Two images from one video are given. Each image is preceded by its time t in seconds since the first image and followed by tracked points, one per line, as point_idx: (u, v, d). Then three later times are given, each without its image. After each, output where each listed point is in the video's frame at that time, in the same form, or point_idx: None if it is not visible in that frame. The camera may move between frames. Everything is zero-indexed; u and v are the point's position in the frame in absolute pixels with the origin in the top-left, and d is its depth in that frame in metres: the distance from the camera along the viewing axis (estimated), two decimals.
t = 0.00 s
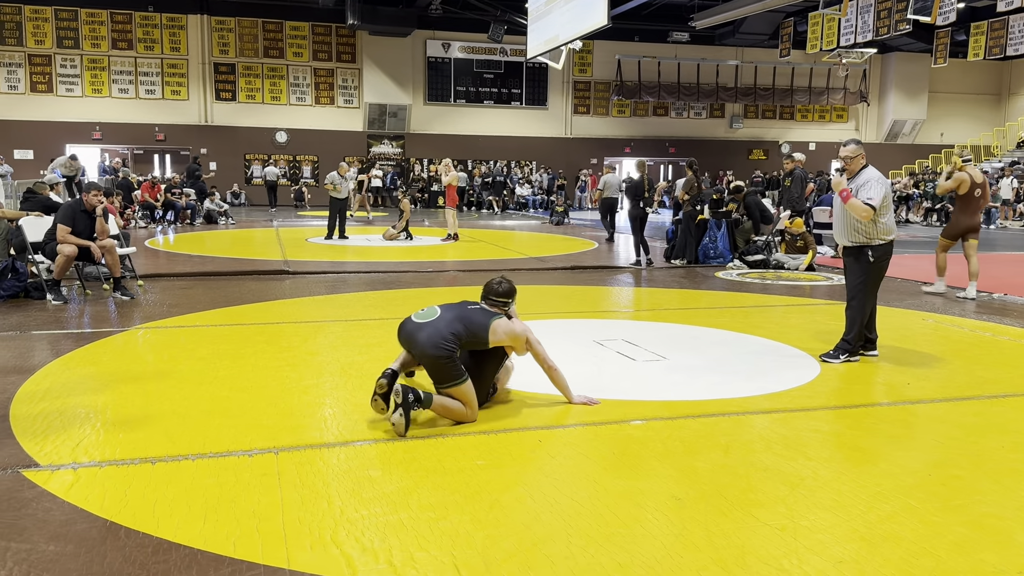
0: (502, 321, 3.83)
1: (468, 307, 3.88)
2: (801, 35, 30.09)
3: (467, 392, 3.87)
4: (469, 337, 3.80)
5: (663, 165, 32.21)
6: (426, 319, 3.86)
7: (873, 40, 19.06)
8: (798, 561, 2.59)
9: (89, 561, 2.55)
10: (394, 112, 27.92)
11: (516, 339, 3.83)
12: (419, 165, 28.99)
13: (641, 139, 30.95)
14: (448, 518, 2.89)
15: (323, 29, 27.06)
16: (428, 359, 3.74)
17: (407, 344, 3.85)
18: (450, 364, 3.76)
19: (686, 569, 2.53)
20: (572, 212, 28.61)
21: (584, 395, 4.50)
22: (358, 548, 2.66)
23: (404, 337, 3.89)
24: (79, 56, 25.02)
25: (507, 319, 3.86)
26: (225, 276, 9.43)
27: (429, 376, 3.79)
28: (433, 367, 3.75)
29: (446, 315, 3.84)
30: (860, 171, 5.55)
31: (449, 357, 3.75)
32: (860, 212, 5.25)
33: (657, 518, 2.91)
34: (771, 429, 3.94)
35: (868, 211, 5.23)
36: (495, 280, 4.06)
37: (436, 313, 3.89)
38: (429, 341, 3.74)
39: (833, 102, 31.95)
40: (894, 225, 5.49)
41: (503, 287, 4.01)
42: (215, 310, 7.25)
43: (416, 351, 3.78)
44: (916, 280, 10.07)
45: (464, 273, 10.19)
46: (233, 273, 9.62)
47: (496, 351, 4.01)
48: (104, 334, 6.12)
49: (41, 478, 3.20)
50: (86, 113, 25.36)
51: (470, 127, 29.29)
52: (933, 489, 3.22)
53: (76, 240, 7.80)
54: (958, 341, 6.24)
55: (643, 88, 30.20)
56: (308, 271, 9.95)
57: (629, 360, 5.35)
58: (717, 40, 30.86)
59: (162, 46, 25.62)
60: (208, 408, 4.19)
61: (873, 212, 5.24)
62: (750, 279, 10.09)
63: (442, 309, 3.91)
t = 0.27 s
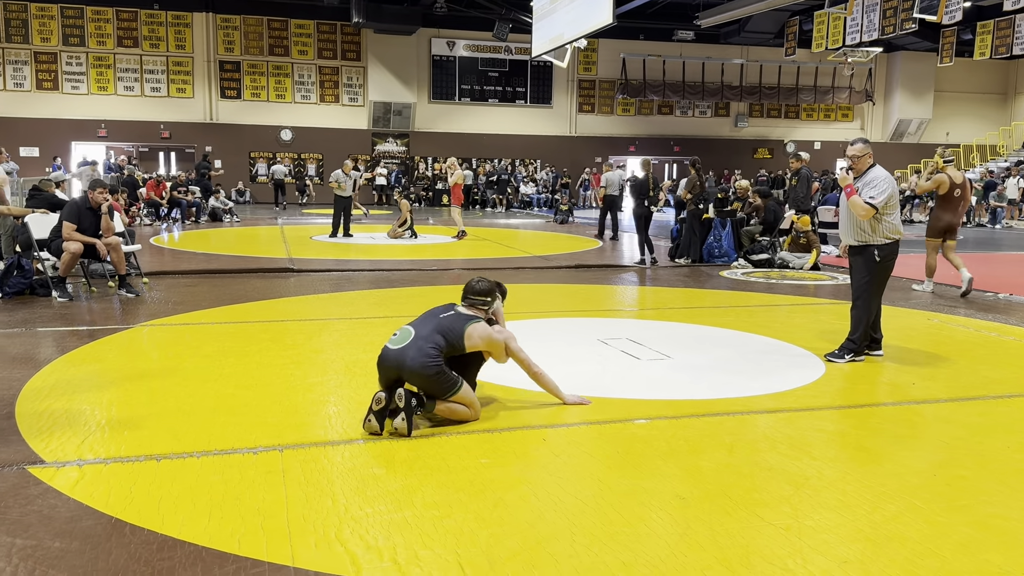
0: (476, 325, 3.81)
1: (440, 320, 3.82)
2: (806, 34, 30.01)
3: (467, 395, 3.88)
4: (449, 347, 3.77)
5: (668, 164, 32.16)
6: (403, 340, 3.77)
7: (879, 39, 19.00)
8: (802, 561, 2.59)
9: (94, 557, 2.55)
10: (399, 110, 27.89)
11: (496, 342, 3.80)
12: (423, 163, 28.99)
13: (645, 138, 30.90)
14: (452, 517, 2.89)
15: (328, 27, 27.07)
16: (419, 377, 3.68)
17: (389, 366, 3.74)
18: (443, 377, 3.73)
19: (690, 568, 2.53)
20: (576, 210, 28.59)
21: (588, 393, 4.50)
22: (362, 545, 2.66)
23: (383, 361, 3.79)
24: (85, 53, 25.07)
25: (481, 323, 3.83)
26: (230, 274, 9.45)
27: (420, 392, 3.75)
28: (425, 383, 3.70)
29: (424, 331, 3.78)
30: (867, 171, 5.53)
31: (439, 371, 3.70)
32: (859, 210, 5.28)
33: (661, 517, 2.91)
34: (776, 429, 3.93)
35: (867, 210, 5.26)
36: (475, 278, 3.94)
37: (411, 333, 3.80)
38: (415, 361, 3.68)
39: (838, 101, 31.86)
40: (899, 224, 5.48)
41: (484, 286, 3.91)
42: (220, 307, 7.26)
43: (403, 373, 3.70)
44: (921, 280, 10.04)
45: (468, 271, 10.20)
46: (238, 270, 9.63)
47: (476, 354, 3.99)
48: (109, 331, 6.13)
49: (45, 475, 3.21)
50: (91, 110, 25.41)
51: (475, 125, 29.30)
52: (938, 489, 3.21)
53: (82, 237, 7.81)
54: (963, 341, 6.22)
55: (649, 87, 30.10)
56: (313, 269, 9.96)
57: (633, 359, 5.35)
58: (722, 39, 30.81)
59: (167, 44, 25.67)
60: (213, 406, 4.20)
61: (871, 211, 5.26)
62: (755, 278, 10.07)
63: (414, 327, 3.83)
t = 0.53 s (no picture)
0: (455, 326, 3.81)
1: (418, 330, 3.76)
2: (812, 33, 29.93)
3: (464, 394, 3.88)
4: (435, 355, 3.73)
5: (673, 163, 32.11)
6: (388, 357, 3.66)
7: (885, 38, 18.96)
8: (808, 560, 2.58)
9: (100, 554, 2.56)
10: (403, 108, 27.98)
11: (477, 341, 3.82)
12: (428, 162, 29.01)
13: (650, 137, 30.82)
14: (457, 515, 2.89)
15: (333, 25, 27.09)
16: (414, 387, 3.60)
17: (379, 386, 3.63)
18: (437, 383, 3.68)
19: (696, 567, 2.53)
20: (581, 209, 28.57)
21: (592, 392, 4.49)
22: (367, 543, 2.66)
23: (371, 380, 3.66)
24: (91, 51, 25.12)
25: (458, 324, 3.83)
26: (236, 272, 9.47)
27: (417, 403, 3.67)
28: (421, 392, 3.63)
29: (408, 342, 3.70)
30: (872, 169, 5.52)
31: (432, 378, 3.64)
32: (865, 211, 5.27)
33: (666, 516, 2.90)
34: (780, 428, 3.93)
35: (873, 210, 5.25)
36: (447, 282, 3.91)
37: (393, 347, 3.70)
38: (409, 373, 3.58)
39: (844, 100, 31.78)
40: (906, 223, 5.45)
41: (463, 286, 3.89)
42: (225, 305, 7.27)
43: (397, 388, 3.60)
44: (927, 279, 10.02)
45: (473, 270, 10.20)
46: (243, 268, 9.66)
47: (459, 357, 3.96)
48: (116, 328, 6.16)
49: (52, 471, 3.22)
50: (97, 108, 25.47)
51: (480, 124, 29.31)
52: (944, 488, 3.20)
53: (88, 235, 7.82)
54: (969, 340, 6.20)
55: (654, 86, 30.07)
56: (318, 267, 9.98)
57: (638, 358, 5.34)
58: (727, 37, 30.75)
59: (173, 42, 25.71)
60: (218, 403, 4.20)
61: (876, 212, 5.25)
62: (760, 277, 10.05)
63: (395, 341, 3.73)
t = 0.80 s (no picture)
0: (463, 320, 3.84)
1: (426, 326, 3.79)
2: (818, 31, 29.83)
3: (470, 393, 3.87)
4: (443, 351, 3.75)
5: (679, 161, 32.05)
6: (396, 351, 3.70)
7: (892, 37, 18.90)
8: (814, 560, 2.58)
9: (107, 550, 2.57)
10: (408, 107, 27.96)
11: (486, 336, 3.87)
12: (433, 160, 29.02)
13: (656, 135, 30.76)
14: (463, 512, 2.89)
15: (339, 23, 27.13)
16: (419, 383, 3.63)
17: (386, 380, 3.67)
18: (443, 379, 3.70)
19: (702, 565, 2.52)
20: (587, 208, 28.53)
21: (598, 391, 4.49)
22: (373, 540, 2.67)
23: (377, 374, 3.71)
24: (97, 50, 25.19)
25: (467, 317, 3.87)
26: (242, 270, 9.49)
27: (422, 399, 3.70)
28: (425, 388, 3.65)
29: (415, 337, 3.75)
30: (879, 167, 5.50)
31: (438, 375, 3.66)
32: (884, 214, 5.19)
33: (671, 514, 2.90)
34: (787, 427, 3.92)
35: (891, 212, 5.18)
36: (454, 278, 4.01)
37: (401, 341, 3.74)
38: (414, 368, 3.61)
39: (850, 99, 31.69)
40: (914, 222, 5.44)
41: (470, 281, 4.00)
42: (231, 303, 7.29)
43: (401, 383, 3.63)
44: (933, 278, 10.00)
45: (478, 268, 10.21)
46: (250, 266, 9.68)
47: (466, 355, 3.98)
48: (122, 326, 6.17)
49: (59, 468, 3.23)
50: (103, 106, 25.54)
51: (485, 122, 29.30)
52: (951, 488, 3.19)
53: (94, 233, 7.85)
54: (976, 340, 6.18)
55: (659, 84, 30.02)
56: (323, 265, 10.00)
57: (643, 357, 5.34)
58: (733, 36, 30.67)
59: (179, 40, 25.76)
60: (225, 400, 4.21)
61: (895, 213, 5.18)
62: (766, 276, 10.03)
63: (403, 336, 3.77)
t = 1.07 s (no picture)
0: (475, 317, 3.85)
1: (439, 322, 3.81)
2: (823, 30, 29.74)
3: (479, 392, 3.87)
4: (455, 348, 3.76)
5: (683, 160, 31.99)
6: (408, 346, 3.72)
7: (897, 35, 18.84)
8: (819, 560, 2.57)
9: (112, 549, 2.57)
10: (413, 105, 28.02)
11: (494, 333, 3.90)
12: (438, 159, 29.00)
13: (660, 134, 30.71)
14: (467, 512, 2.89)
15: (343, 23, 27.15)
16: (429, 378, 3.63)
17: (398, 374, 3.68)
18: (454, 375, 3.70)
19: (707, 565, 2.52)
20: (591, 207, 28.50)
21: (603, 391, 4.48)
22: (377, 539, 2.67)
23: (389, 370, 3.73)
24: (102, 49, 25.26)
25: (478, 314, 3.88)
26: (247, 269, 9.51)
27: (430, 395, 3.70)
28: (435, 385, 3.66)
29: (427, 333, 3.77)
30: (882, 167, 5.50)
31: (450, 371, 3.67)
32: (893, 214, 5.17)
33: (676, 514, 2.90)
34: (792, 427, 3.90)
35: (900, 212, 5.16)
36: (462, 275, 4.00)
37: (414, 337, 3.76)
38: (426, 363, 3.63)
39: (855, 98, 31.60)
40: (917, 221, 5.44)
41: (477, 277, 3.99)
42: (236, 302, 7.30)
43: (413, 377, 3.64)
44: (939, 278, 9.97)
45: (482, 267, 10.21)
46: (254, 265, 9.70)
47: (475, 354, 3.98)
48: (127, 325, 6.19)
49: (65, 467, 3.24)
50: (108, 105, 25.61)
51: (490, 121, 29.29)
52: (956, 489, 3.18)
53: (99, 232, 7.86)
54: (982, 340, 6.16)
55: (664, 83, 29.97)
56: (328, 264, 10.01)
57: (648, 356, 5.33)
58: (738, 35, 30.60)
59: (184, 39, 25.80)
60: (230, 399, 4.22)
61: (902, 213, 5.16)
62: (771, 275, 10.01)
63: (416, 332, 3.79)
